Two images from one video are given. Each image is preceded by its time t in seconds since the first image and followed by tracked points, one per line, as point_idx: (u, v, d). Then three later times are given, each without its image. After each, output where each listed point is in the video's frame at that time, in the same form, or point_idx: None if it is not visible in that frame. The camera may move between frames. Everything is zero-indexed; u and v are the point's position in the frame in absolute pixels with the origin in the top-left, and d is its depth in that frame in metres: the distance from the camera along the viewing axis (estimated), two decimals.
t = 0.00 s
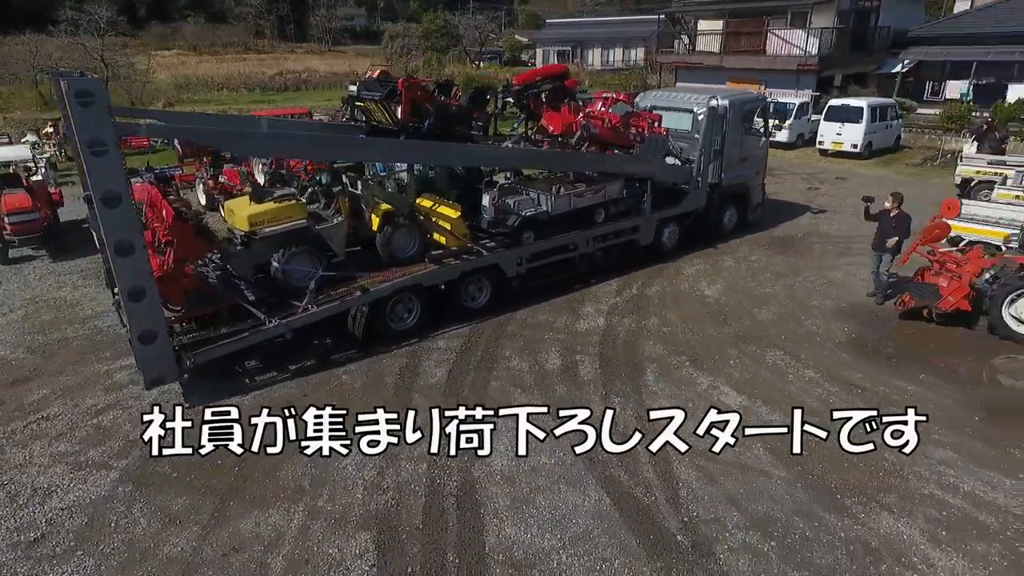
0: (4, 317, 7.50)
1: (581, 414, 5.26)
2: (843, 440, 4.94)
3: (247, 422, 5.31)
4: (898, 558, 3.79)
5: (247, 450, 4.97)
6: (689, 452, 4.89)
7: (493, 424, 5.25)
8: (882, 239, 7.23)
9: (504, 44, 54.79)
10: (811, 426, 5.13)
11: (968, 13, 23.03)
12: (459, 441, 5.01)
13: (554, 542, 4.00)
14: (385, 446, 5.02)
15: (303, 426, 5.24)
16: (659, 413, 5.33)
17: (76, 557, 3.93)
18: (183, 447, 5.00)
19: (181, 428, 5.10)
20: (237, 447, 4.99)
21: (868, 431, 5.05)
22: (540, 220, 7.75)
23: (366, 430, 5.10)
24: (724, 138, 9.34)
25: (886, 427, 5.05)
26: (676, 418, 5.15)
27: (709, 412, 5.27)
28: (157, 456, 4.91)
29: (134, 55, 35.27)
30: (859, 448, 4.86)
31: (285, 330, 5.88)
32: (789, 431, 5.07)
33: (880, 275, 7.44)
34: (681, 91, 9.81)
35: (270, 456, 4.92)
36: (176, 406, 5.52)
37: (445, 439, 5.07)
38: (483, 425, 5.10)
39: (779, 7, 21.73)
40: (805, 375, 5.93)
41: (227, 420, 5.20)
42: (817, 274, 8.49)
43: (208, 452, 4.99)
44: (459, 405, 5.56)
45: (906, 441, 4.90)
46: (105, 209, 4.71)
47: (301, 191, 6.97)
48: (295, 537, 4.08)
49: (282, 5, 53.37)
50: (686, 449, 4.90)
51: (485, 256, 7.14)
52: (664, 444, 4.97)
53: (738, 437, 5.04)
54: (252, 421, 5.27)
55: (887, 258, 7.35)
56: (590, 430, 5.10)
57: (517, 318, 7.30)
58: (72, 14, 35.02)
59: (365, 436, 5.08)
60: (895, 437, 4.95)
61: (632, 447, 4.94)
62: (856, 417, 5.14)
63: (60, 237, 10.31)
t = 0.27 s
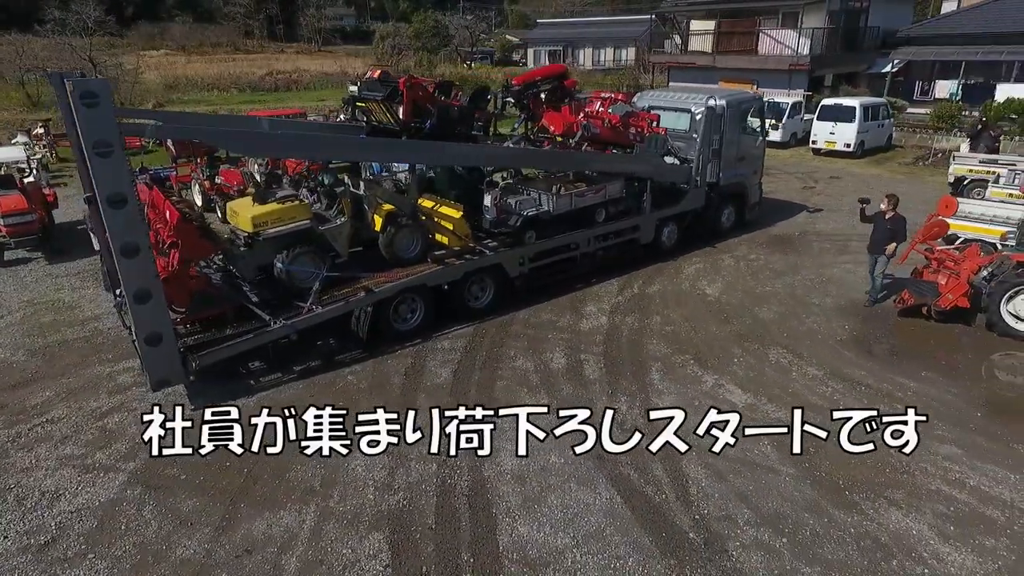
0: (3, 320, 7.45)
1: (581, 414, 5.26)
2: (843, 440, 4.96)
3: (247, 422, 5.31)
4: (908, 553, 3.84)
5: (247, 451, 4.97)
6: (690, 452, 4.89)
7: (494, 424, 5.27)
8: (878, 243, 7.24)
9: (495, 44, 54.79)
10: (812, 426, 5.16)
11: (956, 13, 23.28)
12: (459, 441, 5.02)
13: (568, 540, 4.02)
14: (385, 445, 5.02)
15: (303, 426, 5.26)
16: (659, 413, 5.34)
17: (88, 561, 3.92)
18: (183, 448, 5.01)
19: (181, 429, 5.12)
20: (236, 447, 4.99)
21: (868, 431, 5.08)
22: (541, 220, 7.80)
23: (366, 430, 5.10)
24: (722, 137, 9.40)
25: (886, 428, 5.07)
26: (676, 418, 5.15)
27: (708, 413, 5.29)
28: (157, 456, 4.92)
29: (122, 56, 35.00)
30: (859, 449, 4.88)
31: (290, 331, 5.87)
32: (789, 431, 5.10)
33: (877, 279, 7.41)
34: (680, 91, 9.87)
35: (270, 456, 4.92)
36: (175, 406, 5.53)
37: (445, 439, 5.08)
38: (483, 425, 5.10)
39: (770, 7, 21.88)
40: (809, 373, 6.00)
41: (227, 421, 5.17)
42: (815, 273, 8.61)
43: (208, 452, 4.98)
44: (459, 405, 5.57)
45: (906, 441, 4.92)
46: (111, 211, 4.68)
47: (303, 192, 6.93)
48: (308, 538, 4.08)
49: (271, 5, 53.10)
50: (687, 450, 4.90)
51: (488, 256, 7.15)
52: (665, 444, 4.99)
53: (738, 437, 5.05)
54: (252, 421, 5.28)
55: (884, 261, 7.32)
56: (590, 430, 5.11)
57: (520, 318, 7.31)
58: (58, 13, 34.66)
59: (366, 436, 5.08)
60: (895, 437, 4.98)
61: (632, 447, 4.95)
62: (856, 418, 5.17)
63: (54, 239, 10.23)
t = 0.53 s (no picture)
0: (9, 321, 7.43)
1: (581, 414, 5.26)
2: (842, 440, 4.98)
3: (247, 422, 5.31)
4: (925, 551, 3.87)
5: (247, 451, 4.98)
6: (689, 452, 4.90)
7: (493, 424, 5.28)
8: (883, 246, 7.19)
9: (492, 44, 54.81)
10: (811, 426, 5.16)
11: (953, 13, 23.38)
12: (459, 441, 5.03)
13: (586, 540, 4.03)
14: (385, 446, 5.04)
15: (303, 426, 5.26)
16: (659, 413, 5.35)
17: (106, 563, 3.92)
18: (183, 448, 5.02)
19: (180, 429, 5.11)
20: (237, 448, 5.00)
21: (869, 431, 5.09)
22: (548, 220, 7.81)
23: (366, 430, 5.10)
24: (726, 137, 9.41)
25: (886, 427, 5.08)
26: (676, 418, 5.15)
27: (709, 413, 5.28)
28: (157, 456, 4.93)
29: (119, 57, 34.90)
30: (859, 448, 4.90)
31: (301, 332, 5.88)
32: (788, 431, 5.11)
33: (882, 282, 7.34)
34: (685, 91, 9.86)
35: (270, 456, 4.94)
36: (175, 407, 5.54)
37: (445, 439, 5.09)
38: (483, 425, 5.11)
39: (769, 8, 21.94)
40: (818, 372, 6.04)
41: (227, 421, 5.16)
42: (820, 273, 8.65)
43: (207, 452, 4.99)
44: (459, 405, 5.58)
45: (906, 441, 4.93)
46: (124, 212, 4.68)
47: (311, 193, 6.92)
48: (326, 538, 4.08)
49: (268, 5, 52.99)
50: (686, 450, 4.91)
51: (496, 256, 7.17)
52: (665, 444, 5.00)
53: (738, 437, 5.06)
54: (252, 421, 5.29)
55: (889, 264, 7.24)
56: (590, 430, 5.11)
57: (528, 318, 7.33)
58: (54, 13, 34.51)
59: (365, 436, 5.09)
60: (895, 437, 4.98)
61: (632, 447, 4.97)
62: (856, 417, 5.18)
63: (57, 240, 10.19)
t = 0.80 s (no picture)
0: (18, 322, 7.41)
1: (581, 414, 5.28)
2: (842, 441, 5.00)
3: (247, 422, 5.33)
4: (945, 550, 3.88)
5: (247, 451, 5.00)
6: (689, 452, 4.92)
7: (493, 424, 5.30)
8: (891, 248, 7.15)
9: (491, 44, 54.81)
10: (812, 426, 5.19)
11: (953, 13, 23.46)
12: (459, 441, 5.04)
13: (606, 540, 4.04)
14: (385, 446, 5.04)
15: (303, 426, 5.27)
16: (658, 413, 5.37)
17: (127, 564, 3.92)
18: (184, 448, 5.02)
19: (180, 429, 5.12)
20: (237, 448, 5.01)
21: (868, 431, 5.11)
22: (557, 220, 7.82)
23: (366, 430, 5.11)
24: (733, 137, 9.43)
25: (886, 427, 5.10)
26: (676, 418, 5.17)
27: (708, 413, 5.30)
28: (157, 456, 4.94)
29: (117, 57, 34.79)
30: (859, 448, 4.92)
31: (314, 332, 5.87)
32: (789, 431, 5.12)
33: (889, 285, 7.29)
34: (691, 92, 9.92)
35: (270, 456, 4.95)
36: (174, 406, 5.55)
37: (445, 439, 5.10)
38: (483, 425, 5.14)
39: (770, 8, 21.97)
40: (831, 371, 6.05)
41: (227, 421, 5.20)
42: (827, 272, 8.67)
43: (208, 452, 5.00)
44: (459, 405, 5.59)
45: (906, 441, 4.94)
46: (141, 214, 4.67)
47: (322, 194, 6.91)
48: (347, 539, 4.08)
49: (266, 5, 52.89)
50: (686, 450, 4.92)
51: (506, 256, 7.17)
52: (664, 444, 5.01)
53: (738, 437, 5.07)
54: (252, 421, 5.30)
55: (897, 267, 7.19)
56: (590, 430, 5.13)
57: (538, 318, 7.34)
58: (52, 13, 34.39)
59: (365, 436, 5.10)
60: (895, 437, 5.00)
61: (632, 447, 4.98)
62: (856, 418, 5.20)
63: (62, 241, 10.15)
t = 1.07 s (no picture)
0: (26, 323, 7.39)
1: (581, 414, 5.28)
2: (843, 440, 5.01)
3: (247, 422, 5.33)
4: (965, 548, 3.90)
5: (247, 451, 4.98)
6: (690, 452, 4.92)
7: (493, 424, 5.30)
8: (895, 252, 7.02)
9: (489, 44, 54.78)
10: (812, 426, 5.20)
11: (953, 13, 23.52)
12: (459, 441, 5.04)
13: (626, 539, 4.04)
14: (385, 445, 5.04)
15: (303, 426, 5.27)
16: (659, 413, 5.37)
17: (148, 564, 3.91)
18: (184, 448, 5.01)
19: (180, 429, 5.11)
20: (237, 448, 5.00)
21: (869, 431, 5.13)
22: (567, 220, 7.83)
23: (366, 430, 5.10)
24: (740, 137, 9.44)
25: (886, 427, 5.12)
26: (676, 418, 5.18)
27: (709, 412, 5.31)
28: (157, 456, 4.93)
29: (115, 56, 34.67)
30: (859, 448, 4.93)
31: (327, 332, 5.86)
32: (789, 431, 5.12)
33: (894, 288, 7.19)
34: (696, 91, 9.89)
35: (270, 456, 4.94)
36: (175, 406, 5.54)
37: (445, 439, 5.10)
38: (483, 425, 5.14)
39: (771, 8, 21.99)
40: (843, 370, 6.06)
41: (227, 421, 5.20)
42: (835, 272, 8.69)
43: (208, 452, 4.99)
44: (459, 405, 5.58)
45: (906, 441, 4.96)
46: (157, 214, 4.66)
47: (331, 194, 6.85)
48: (366, 539, 4.08)
49: (264, 5, 52.78)
50: (686, 450, 4.92)
51: (516, 256, 7.18)
52: (665, 444, 5.01)
53: (738, 437, 5.07)
54: (252, 421, 5.30)
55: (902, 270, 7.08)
56: (590, 430, 5.13)
57: (548, 318, 7.34)
58: (49, 12, 34.25)
59: (365, 436, 5.09)
60: (895, 437, 5.02)
61: (632, 447, 4.99)
62: (856, 418, 5.22)
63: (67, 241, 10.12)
